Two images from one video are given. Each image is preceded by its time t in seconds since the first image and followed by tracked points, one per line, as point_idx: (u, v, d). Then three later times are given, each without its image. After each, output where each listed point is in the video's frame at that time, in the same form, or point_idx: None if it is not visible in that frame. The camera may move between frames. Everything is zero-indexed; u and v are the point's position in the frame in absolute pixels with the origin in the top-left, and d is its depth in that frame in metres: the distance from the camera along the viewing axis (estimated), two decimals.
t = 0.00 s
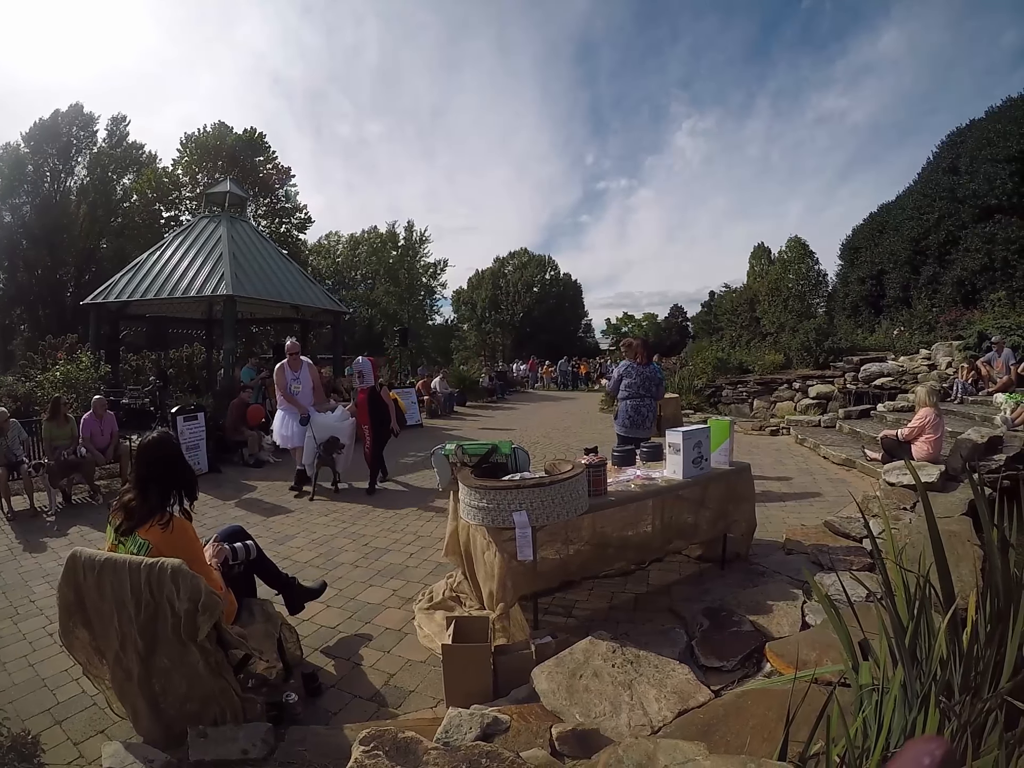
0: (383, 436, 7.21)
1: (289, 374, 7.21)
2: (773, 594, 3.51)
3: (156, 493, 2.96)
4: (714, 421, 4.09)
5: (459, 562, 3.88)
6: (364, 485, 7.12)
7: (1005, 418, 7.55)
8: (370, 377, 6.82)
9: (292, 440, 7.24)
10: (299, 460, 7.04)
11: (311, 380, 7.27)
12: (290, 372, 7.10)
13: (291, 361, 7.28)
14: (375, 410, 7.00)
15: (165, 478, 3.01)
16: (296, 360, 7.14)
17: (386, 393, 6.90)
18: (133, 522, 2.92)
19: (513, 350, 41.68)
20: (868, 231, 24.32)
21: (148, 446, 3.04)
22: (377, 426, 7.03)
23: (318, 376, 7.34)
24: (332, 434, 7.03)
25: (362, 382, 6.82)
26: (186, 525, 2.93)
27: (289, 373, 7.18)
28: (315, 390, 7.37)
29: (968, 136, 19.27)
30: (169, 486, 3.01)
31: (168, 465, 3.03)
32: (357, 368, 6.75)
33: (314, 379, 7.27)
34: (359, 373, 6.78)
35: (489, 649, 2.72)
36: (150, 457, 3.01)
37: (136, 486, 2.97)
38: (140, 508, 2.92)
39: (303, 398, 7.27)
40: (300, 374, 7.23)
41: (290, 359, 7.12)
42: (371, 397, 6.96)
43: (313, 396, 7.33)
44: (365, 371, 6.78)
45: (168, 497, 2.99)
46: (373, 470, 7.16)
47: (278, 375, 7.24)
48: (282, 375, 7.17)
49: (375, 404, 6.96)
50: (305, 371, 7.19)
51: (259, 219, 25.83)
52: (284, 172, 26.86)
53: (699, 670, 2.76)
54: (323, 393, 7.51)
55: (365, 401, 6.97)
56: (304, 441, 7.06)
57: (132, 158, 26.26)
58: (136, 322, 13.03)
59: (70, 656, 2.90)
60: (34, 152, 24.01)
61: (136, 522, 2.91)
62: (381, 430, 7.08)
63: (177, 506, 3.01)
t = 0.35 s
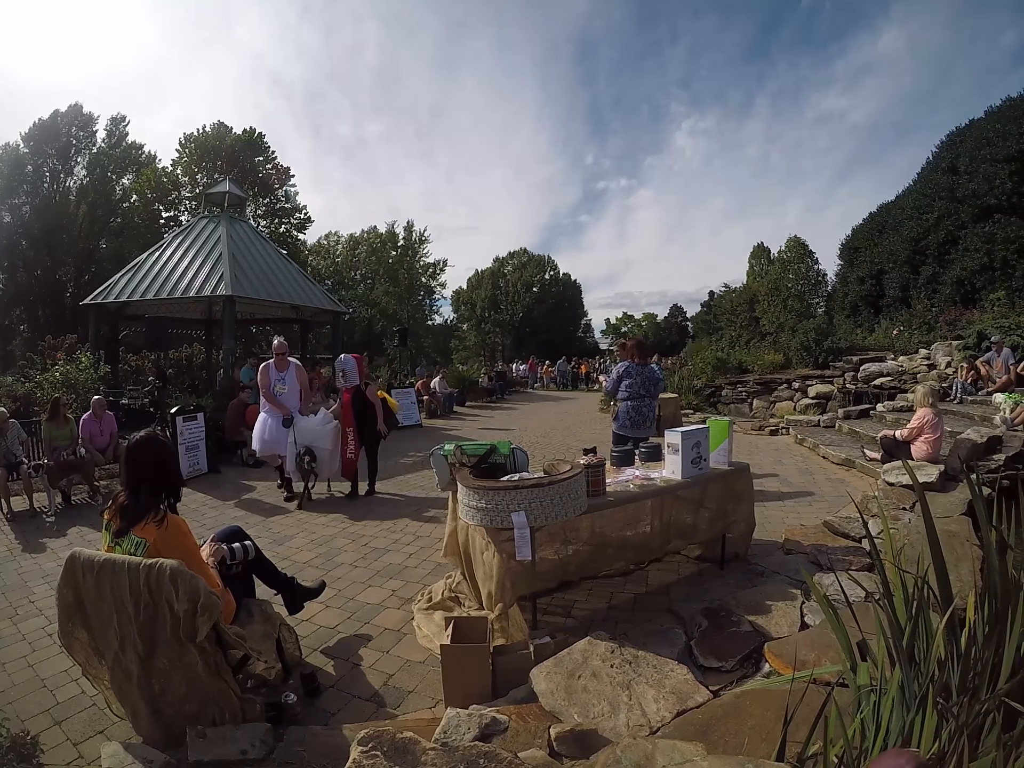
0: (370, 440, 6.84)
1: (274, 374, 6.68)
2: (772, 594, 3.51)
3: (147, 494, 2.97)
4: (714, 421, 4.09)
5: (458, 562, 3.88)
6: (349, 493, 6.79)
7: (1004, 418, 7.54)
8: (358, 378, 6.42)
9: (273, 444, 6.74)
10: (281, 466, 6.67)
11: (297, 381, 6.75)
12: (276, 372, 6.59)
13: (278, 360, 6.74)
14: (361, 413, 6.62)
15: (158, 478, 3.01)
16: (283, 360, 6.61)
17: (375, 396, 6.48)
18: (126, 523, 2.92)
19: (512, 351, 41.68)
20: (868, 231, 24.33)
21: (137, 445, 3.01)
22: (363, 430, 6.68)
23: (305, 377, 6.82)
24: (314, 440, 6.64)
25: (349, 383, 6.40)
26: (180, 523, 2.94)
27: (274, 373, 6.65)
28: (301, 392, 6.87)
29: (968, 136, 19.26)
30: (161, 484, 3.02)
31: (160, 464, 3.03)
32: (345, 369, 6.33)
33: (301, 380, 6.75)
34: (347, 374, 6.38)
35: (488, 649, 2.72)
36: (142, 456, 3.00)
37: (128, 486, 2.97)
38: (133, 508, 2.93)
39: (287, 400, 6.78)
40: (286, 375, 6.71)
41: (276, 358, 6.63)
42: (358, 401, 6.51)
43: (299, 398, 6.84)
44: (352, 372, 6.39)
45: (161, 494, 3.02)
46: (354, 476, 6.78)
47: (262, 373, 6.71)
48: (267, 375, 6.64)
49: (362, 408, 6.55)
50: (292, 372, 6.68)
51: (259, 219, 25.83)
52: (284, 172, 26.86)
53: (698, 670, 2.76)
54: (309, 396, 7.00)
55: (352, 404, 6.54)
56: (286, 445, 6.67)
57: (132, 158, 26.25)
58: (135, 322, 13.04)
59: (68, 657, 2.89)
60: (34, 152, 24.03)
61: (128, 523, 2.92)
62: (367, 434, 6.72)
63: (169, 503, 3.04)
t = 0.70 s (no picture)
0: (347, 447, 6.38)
1: (251, 378, 6.50)
2: (771, 594, 3.51)
3: (145, 494, 2.97)
4: (713, 421, 4.09)
5: (458, 563, 3.88)
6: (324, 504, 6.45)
7: (1004, 418, 7.55)
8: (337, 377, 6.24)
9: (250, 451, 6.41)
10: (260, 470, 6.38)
11: (276, 383, 6.54)
12: (253, 374, 6.40)
13: (255, 365, 6.57)
14: (340, 417, 6.29)
15: (156, 478, 3.02)
16: (261, 362, 6.43)
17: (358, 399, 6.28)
18: (125, 522, 2.92)
19: (512, 351, 41.68)
20: (868, 231, 24.34)
21: (137, 444, 3.02)
22: (341, 436, 6.34)
23: (284, 380, 6.61)
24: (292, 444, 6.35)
25: (327, 384, 6.15)
26: (180, 521, 2.95)
27: (252, 376, 6.46)
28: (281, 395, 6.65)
29: (967, 136, 19.28)
30: (160, 484, 3.02)
31: (160, 464, 3.04)
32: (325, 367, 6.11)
33: (279, 383, 6.55)
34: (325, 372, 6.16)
35: (488, 649, 2.72)
36: (141, 455, 3.00)
37: (127, 485, 2.97)
38: (132, 507, 2.93)
39: (266, 404, 6.54)
40: (264, 377, 6.50)
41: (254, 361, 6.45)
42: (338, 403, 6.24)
43: (278, 402, 6.61)
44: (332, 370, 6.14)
45: (160, 495, 3.02)
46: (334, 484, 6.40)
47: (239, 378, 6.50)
48: (244, 379, 6.46)
49: (340, 410, 6.23)
50: (270, 374, 6.49)
51: (259, 219, 25.82)
52: (283, 172, 26.86)
53: (697, 670, 2.77)
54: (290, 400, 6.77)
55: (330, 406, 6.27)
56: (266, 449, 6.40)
57: (132, 158, 26.23)
58: (136, 322, 13.04)
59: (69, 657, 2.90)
60: (34, 152, 24.04)
61: (127, 522, 2.92)
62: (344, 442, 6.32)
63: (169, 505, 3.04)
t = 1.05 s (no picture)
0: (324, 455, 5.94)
1: (223, 379, 6.16)
2: (770, 594, 3.52)
3: (144, 494, 2.97)
4: (712, 422, 4.09)
5: (458, 563, 3.89)
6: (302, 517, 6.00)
7: (1003, 418, 7.55)
8: (315, 382, 5.85)
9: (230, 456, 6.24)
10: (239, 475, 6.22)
11: (250, 385, 6.23)
12: (225, 376, 6.06)
13: (227, 364, 6.20)
14: (317, 424, 5.86)
15: (155, 480, 3.02)
16: (233, 362, 6.10)
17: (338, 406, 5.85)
18: (125, 523, 2.93)
19: (512, 351, 41.68)
20: (867, 231, 24.34)
21: (137, 445, 3.04)
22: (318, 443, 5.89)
23: (258, 381, 6.30)
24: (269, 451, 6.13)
25: (305, 390, 5.80)
26: (180, 521, 2.97)
27: (223, 378, 6.13)
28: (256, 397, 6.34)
29: (967, 136, 19.28)
30: (158, 486, 3.02)
31: (159, 465, 3.05)
32: (303, 371, 5.72)
33: (253, 384, 6.23)
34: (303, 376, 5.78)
35: (487, 649, 2.73)
36: (140, 457, 3.01)
37: (125, 486, 2.99)
38: (132, 508, 2.94)
39: (240, 406, 6.23)
40: (237, 379, 6.18)
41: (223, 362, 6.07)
42: (316, 410, 5.87)
43: (253, 404, 6.30)
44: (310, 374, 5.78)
45: (159, 496, 3.03)
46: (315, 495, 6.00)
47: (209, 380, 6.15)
48: (215, 381, 6.12)
49: (316, 417, 5.84)
50: (243, 375, 6.16)
51: (258, 219, 25.82)
52: (283, 172, 26.85)
53: (697, 670, 2.77)
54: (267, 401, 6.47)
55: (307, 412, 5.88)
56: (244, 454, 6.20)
57: (132, 158, 26.22)
58: (136, 322, 13.05)
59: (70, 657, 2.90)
60: (33, 152, 24.04)
61: (127, 523, 2.92)
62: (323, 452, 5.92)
63: (167, 508, 3.03)
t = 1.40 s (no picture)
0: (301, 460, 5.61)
1: (207, 382, 5.75)
2: (773, 595, 3.54)
3: (150, 497, 2.99)
4: (714, 423, 4.11)
5: (461, 563, 3.91)
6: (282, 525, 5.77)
7: (1006, 419, 7.55)
8: (289, 383, 5.51)
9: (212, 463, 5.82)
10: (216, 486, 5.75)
11: (231, 388, 5.73)
12: (205, 378, 5.65)
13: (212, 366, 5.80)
14: (292, 426, 5.54)
15: (161, 481, 3.04)
16: (215, 363, 5.70)
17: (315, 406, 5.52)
18: (132, 525, 2.95)
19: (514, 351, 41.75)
20: (870, 231, 24.32)
21: (146, 445, 3.09)
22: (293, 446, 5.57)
23: (241, 385, 5.79)
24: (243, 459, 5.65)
25: (279, 391, 5.54)
26: (187, 523, 2.99)
27: (205, 380, 5.72)
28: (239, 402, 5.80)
29: (969, 136, 19.25)
30: (165, 487, 3.04)
31: (166, 468, 3.08)
32: (271, 373, 5.51)
33: (234, 387, 5.74)
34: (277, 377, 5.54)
35: (491, 649, 2.75)
36: (147, 460, 3.04)
37: (131, 488, 3.01)
38: (138, 511, 2.96)
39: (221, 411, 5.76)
40: (219, 382, 5.74)
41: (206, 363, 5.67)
42: (292, 411, 5.57)
43: (235, 409, 5.76)
44: (282, 374, 5.52)
45: (166, 499, 3.05)
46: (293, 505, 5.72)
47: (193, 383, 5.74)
48: (198, 384, 5.73)
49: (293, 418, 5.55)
50: (224, 378, 5.71)
51: (261, 220, 25.86)
52: (286, 173, 26.88)
53: (699, 670, 2.79)
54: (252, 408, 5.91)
55: (285, 413, 5.61)
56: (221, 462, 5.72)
57: (135, 158, 26.28)
58: (139, 322, 13.11)
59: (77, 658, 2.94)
60: (36, 153, 24.13)
61: (134, 525, 2.95)
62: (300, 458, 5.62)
63: (173, 509, 3.05)
